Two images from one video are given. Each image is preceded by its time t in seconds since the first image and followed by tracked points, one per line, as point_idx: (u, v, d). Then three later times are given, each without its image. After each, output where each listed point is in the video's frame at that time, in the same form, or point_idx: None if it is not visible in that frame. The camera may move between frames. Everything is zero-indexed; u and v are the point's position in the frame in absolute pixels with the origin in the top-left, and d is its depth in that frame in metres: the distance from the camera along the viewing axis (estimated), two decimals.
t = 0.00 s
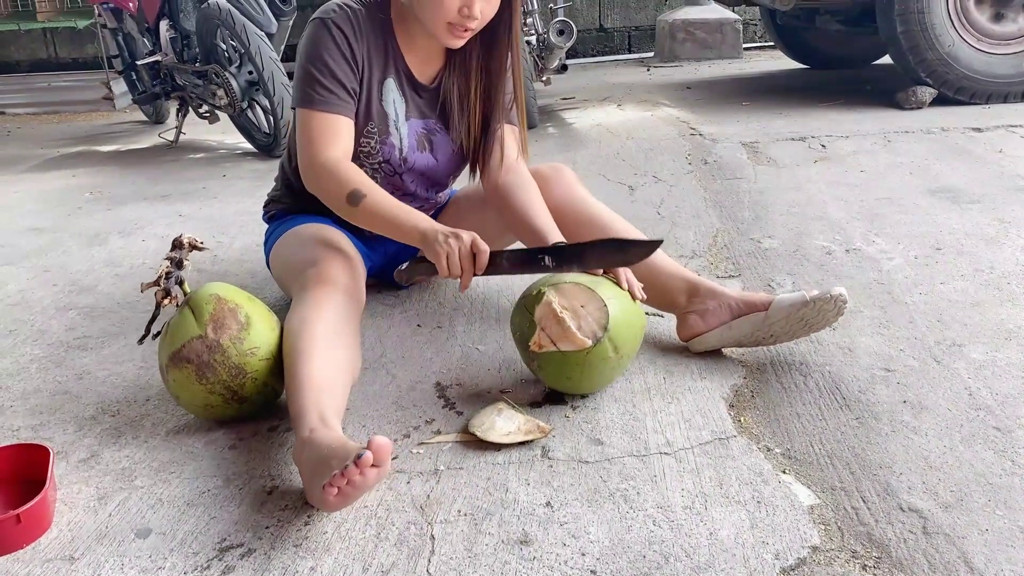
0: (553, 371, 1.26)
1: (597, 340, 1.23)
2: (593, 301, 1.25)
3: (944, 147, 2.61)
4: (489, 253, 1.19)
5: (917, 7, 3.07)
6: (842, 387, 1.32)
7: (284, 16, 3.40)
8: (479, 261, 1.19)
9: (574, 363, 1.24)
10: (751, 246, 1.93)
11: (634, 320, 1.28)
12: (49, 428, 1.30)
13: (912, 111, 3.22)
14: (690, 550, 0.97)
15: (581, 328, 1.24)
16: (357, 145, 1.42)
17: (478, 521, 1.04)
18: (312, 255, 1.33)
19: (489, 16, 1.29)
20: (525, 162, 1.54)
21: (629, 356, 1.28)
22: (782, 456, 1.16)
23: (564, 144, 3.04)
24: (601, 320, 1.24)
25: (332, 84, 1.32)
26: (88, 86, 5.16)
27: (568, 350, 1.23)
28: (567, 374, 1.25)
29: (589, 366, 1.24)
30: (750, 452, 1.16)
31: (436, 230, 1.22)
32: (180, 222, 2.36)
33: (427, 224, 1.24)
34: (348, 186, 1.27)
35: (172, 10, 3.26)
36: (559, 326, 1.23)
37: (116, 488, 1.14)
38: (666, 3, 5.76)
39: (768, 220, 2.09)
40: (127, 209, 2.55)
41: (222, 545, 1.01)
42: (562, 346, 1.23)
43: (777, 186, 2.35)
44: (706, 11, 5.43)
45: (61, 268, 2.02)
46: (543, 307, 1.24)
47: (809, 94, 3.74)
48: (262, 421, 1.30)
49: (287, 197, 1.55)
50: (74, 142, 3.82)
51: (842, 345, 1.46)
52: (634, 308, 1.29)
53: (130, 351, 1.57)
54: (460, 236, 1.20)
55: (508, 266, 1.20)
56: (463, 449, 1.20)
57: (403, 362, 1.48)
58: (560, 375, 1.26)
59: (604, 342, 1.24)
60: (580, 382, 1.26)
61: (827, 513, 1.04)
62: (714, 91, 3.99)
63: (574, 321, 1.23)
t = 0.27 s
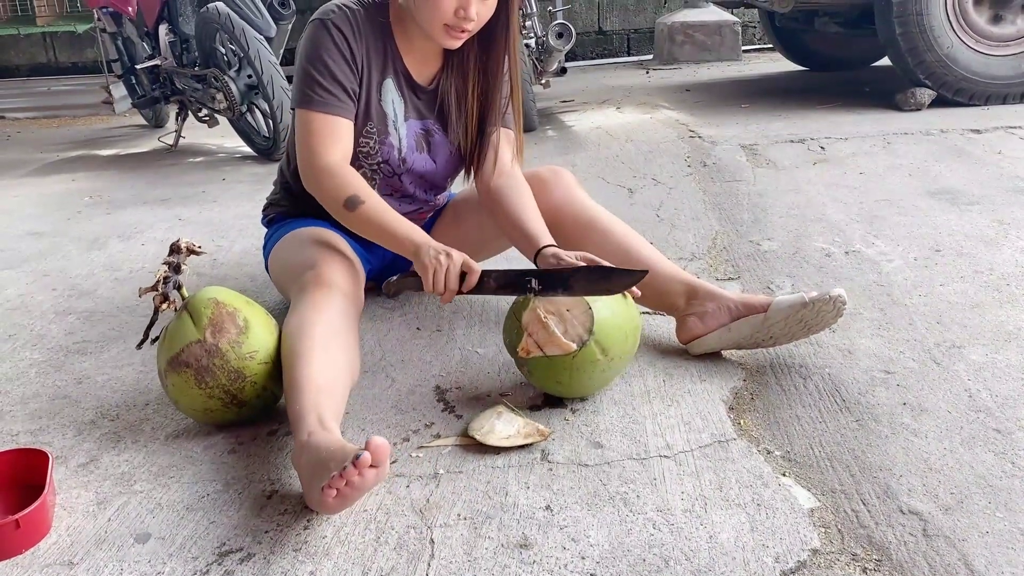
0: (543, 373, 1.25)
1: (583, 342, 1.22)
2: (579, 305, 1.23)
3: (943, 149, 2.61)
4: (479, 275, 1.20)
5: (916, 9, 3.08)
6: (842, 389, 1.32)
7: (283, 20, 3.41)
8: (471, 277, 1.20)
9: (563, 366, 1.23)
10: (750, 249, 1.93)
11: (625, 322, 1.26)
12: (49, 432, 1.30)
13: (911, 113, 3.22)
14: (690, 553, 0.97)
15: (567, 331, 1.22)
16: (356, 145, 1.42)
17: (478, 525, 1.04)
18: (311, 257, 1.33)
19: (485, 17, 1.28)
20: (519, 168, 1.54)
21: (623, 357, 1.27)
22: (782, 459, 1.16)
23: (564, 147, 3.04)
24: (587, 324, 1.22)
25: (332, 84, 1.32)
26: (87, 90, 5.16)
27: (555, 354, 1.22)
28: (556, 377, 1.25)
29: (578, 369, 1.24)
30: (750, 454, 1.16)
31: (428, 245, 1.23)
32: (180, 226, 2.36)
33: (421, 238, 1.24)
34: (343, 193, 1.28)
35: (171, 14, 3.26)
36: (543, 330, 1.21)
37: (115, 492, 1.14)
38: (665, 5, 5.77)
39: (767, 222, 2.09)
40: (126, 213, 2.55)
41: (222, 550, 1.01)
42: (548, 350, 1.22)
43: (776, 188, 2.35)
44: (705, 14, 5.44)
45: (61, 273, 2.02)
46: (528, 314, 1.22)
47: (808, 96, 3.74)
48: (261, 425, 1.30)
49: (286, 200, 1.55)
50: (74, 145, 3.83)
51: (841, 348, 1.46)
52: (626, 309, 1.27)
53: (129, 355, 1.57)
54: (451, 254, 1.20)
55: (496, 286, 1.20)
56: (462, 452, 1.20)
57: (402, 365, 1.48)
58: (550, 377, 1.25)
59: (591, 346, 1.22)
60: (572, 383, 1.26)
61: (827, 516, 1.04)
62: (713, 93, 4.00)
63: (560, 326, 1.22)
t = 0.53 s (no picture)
0: (542, 387, 1.25)
1: (582, 356, 1.21)
2: (577, 317, 1.22)
3: (941, 154, 2.62)
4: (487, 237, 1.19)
5: (913, 14, 3.09)
6: (842, 395, 1.32)
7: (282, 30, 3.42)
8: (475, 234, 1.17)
9: (562, 379, 1.23)
10: (750, 255, 1.93)
11: (624, 334, 1.25)
12: (48, 443, 1.30)
13: (909, 118, 3.22)
14: (692, 560, 0.97)
15: (566, 344, 1.22)
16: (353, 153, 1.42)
17: (479, 533, 1.04)
18: (309, 266, 1.33)
19: (481, 25, 1.29)
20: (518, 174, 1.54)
21: (622, 368, 1.26)
22: (784, 465, 1.15)
23: (563, 154, 3.05)
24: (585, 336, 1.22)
25: (328, 91, 1.32)
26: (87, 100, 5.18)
27: (554, 367, 1.22)
28: (555, 390, 1.24)
29: (578, 383, 1.23)
30: (751, 461, 1.16)
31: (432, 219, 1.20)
32: (179, 236, 2.36)
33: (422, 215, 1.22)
34: (343, 190, 1.26)
35: (170, 24, 3.28)
36: (541, 343, 1.21)
37: (115, 503, 1.13)
38: (663, 12, 5.79)
39: (766, 228, 2.09)
40: (126, 223, 2.55)
41: (222, 560, 1.01)
42: (547, 363, 1.22)
43: (775, 194, 2.36)
44: (703, 20, 5.46)
45: (61, 283, 2.02)
46: (527, 323, 1.22)
47: (806, 102, 3.75)
48: (261, 434, 1.30)
49: (285, 208, 1.55)
50: (73, 156, 3.83)
51: (842, 353, 1.46)
52: (625, 320, 1.26)
53: (129, 365, 1.57)
54: (452, 222, 1.18)
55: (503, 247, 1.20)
56: (463, 461, 1.20)
57: (402, 373, 1.48)
58: (549, 391, 1.25)
59: (590, 358, 1.21)
60: (572, 395, 1.25)
61: (829, 522, 1.03)
62: (711, 99, 4.01)
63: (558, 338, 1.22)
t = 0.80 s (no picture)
0: (546, 414, 1.26)
1: (586, 386, 1.23)
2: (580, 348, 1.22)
3: (942, 179, 2.64)
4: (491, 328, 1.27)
5: (910, 41, 3.13)
6: (846, 422, 1.33)
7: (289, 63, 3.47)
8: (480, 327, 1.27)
9: (565, 408, 1.24)
10: (753, 281, 1.95)
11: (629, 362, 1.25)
12: (59, 477, 1.31)
13: (910, 143, 3.25)
14: None
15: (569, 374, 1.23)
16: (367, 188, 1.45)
17: (486, 565, 1.04)
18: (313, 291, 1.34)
19: (487, 64, 1.32)
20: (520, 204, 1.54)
21: (625, 396, 1.27)
22: (789, 493, 1.16)
23: (566, 182, 3.08)
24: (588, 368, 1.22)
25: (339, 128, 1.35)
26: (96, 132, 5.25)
27: (557, 397, 1.23)
28: (560, 418, 1.26)
29: (582, 411, 1.24)
30: (756, 489, 1.17)
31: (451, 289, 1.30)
32: (188, 268, 2.39)
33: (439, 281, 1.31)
34: (365, 239, 1.33)
35: (179, 58, 3.30)
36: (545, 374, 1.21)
37: (125, 537, 1.15)
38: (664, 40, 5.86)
39: (769, 255, 2.11)
40: (135, 256, 2.59)
41: None
42: (550, 394, 1.23)
43: (777, 220, 2.37)
44: (704, 47, 5.52)
45: (71, 316, 2.04)
46: (531, 354, 1.22)
47: (807, 128, 3.78)
48: (269, 466, 1.31)
49: (295, 241, 1.57)
50: (83, 189, 3.88)
51: (845, 379, 1.46)
52: (630, 348, 1.26)
53: (138, 398, 1.58)
54: (468, 306, 1.28)
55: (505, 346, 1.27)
56: (470, 492, 1.21)
57: (408, 404, 1.49)
58: (553, 418, 1.26)
59: (592, 388, 1.23)
60: (576, 423, 1.26)
61: (835, 551, 1.04)
62: (713, 126, 4.04)
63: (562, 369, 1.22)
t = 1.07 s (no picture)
0: (540, 443, 1.25)
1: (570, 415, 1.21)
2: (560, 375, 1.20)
3: (953, 194, 2.62)
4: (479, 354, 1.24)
5: (920, 56, 3.13)
6: (859, 439, 1.31)
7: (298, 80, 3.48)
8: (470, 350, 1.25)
9: (554, 437, 1.23)
10: (763, 297, 1.93)
11: (614, 386, 1.21)
12: (65, 494, 1.31)
13: (920, 158, 3.23)
14: None
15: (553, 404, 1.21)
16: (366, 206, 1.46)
17: None
18: (320, 307, 1.34)
19: (487, 76, 1.31)
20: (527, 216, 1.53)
21: (619, 418, 1.23)
22: (801, 511, 1.14)
23: (574, 198, 3.07)
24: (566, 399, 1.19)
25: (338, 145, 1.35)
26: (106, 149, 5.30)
27: (544, 428, 1.22)
28: (553, 447, 1.25)
29: (573, 440, 1.23)
30: (768, 507, 1.15)
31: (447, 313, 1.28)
32: (196, 284, 2.40)
33: (436, 306, 1.29)
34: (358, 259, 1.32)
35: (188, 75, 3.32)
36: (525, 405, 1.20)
37: (130, 554, 1.14)
38: (673, 56, 5.87)
39: (779, 270, 2.09)
40: (144, 271, 2.59)
41: None
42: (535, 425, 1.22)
43: (787, 236, 2.36)
44: (712, 64, 5.53)
45: (79, 332, 2.05)
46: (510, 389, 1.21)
47: (816, 143, 3.77)
48: (275, 483, 1.30)
49: (301, 257, 1.57)
50: (94, 205, 3.91)
51: (857, 396, 1.45)
52: (616, 371, 1.22)
53: (144, 414, 1.58)
54: (454, 335, 1.25)
55: (491, 374, 1.22)
56: (477, 509, 1.19)
57: (415, 420, 1.48)
58: (549, 446, 1.25)
59: (577, 417, 1.21)
60: (573, 449, 1.25)
61: (848, 570, 1.02)
62: (722, 142, 4.04)
63: (543, 400, 1.20)
